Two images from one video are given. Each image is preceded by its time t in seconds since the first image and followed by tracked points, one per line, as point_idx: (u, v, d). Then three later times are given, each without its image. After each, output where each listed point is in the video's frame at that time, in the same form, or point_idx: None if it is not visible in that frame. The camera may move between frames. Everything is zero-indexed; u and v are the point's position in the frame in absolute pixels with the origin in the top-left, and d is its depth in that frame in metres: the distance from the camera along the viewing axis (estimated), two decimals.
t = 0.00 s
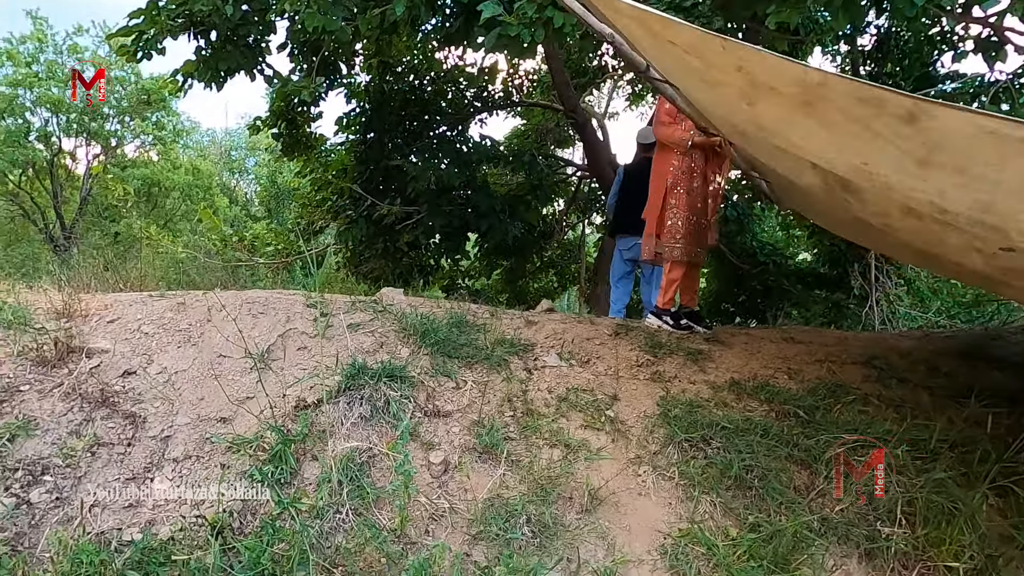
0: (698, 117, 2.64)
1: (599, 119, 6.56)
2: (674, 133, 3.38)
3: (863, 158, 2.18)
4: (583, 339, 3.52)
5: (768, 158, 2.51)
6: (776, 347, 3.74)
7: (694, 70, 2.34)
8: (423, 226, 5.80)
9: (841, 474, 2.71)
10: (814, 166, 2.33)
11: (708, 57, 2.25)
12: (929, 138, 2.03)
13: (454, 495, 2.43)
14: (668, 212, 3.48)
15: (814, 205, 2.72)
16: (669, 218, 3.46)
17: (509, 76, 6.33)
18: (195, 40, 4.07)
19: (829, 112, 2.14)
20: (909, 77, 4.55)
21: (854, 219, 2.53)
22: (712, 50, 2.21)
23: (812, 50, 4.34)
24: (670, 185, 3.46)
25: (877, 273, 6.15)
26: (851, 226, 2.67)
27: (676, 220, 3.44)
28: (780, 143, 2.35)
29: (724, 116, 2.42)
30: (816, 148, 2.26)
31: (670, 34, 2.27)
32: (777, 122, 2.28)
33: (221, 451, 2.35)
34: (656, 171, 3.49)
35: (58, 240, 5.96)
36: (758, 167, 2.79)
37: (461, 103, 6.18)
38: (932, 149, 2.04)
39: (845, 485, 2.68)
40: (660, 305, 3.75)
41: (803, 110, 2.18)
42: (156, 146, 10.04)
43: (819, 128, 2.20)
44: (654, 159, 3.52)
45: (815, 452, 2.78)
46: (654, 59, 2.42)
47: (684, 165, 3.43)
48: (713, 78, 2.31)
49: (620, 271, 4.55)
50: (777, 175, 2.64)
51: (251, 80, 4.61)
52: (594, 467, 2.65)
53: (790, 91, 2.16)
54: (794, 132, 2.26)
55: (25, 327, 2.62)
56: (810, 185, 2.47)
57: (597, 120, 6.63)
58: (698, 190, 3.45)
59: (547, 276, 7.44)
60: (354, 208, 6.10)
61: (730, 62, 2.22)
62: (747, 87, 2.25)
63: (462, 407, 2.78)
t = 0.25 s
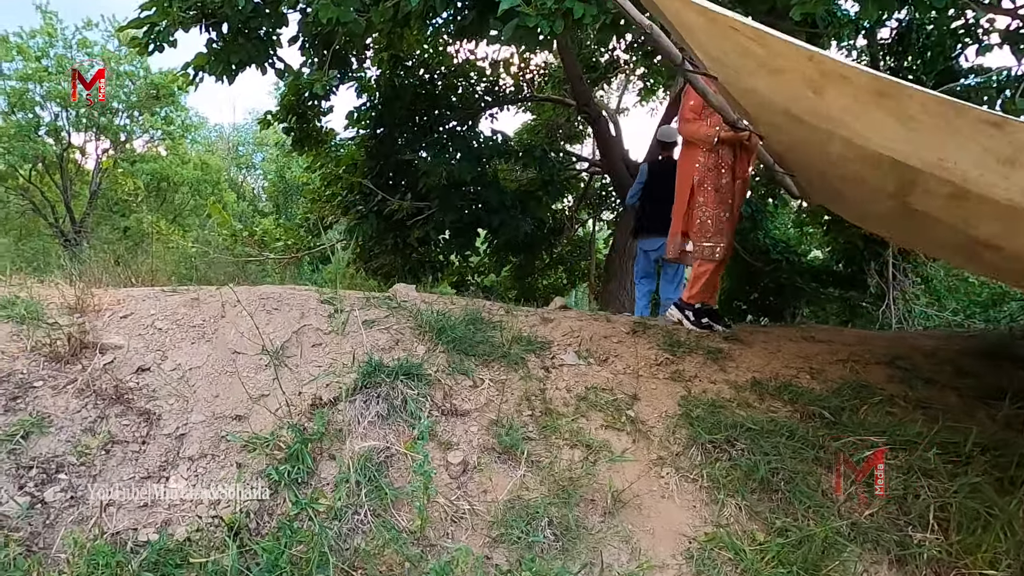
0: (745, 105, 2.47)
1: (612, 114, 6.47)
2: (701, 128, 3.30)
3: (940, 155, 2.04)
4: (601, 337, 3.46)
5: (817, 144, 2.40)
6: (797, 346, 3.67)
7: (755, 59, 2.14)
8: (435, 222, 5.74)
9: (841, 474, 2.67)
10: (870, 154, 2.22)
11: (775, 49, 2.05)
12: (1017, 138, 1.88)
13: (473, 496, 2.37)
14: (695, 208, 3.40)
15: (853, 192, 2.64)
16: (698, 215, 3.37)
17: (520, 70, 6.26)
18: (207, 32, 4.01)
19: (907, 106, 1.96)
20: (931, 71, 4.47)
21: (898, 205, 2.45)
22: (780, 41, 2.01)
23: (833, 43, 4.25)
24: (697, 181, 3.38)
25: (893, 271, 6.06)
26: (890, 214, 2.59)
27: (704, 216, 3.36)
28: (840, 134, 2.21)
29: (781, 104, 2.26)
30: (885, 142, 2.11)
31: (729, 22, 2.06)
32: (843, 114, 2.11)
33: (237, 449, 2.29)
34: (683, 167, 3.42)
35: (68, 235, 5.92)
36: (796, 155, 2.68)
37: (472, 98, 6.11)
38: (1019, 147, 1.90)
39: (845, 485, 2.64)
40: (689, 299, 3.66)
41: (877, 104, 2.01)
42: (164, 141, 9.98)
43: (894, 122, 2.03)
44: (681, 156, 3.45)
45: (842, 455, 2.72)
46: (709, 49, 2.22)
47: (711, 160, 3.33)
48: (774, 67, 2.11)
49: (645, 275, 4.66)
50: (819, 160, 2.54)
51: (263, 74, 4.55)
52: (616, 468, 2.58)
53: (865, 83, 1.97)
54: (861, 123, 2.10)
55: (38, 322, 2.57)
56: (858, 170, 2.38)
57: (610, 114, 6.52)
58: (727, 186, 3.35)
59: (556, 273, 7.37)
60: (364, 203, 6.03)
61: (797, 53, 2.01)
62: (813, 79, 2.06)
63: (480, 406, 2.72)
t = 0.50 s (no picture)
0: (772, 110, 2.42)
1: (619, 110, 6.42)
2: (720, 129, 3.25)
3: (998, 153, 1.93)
4: (615, 336, 3.41)
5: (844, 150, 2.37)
6: (813, 345, 3.62)
7: (789, 60, 2.08)
8: (442, 219, 5.68)
9: (843, 475, 2.62)
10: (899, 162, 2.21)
11: (812, 47, 1.96)
12: None
13: (490, 498, 2.32)
14: (719, 209, 3.36)
15: (877, 198, 2.62)
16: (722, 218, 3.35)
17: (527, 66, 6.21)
18: (213, 27, 3.96)
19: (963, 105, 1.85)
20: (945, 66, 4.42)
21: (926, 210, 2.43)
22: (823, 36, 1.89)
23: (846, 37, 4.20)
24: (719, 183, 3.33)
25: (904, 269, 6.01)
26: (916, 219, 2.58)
27: (729, 219, 3.34)
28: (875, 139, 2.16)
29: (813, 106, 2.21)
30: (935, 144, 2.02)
31: (765, 17, 1.96)
32: (880, 116, 2.05)
33: (250, 451, 2.24)
34: (702, 169, 3.37)
35: (71, 233, 5.86)
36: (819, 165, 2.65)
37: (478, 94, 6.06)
38: None
39: (846, 488, 2.58)
40: (728, 306, 3.57)
41: (928, 103, 1.90)
42: (167, 138, 9.91)
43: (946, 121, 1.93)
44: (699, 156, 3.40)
45: (865, 455, 2.68)
46: (739, 49, 2.17)
47: (731, 159, 3.31)
48: (811, 66, 2.03)
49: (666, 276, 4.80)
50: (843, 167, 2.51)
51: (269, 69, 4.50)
52: (634, 470, 2.53)
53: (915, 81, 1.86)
54: (909, 125, 2.01)
55: (46, 321, 2.52)
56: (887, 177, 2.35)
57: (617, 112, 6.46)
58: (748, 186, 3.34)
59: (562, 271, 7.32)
60: (370, 200, 5.98)
61: (838, 49, 1.90)
62: (856, 78, 1.97)
63: (495, 406, 2.67)
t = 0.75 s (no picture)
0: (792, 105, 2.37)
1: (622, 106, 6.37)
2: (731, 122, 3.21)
3: None
4: (624, 333, 3.37)
5: (862, 151, 2.36)
6: (823, 343, 3.59)
7: (837, 29, 2.10)
8: (445, 216, 5.64)
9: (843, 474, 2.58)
10: (920, 163, 2.26)
11: (865, 12, 2.03)
12: None
13: (503, 498, 2.28)
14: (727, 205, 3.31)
15: (879, 207, 2.56)
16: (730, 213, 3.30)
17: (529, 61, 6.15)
18: (214, 21, 3.90)
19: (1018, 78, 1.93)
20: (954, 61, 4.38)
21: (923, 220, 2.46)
22: None
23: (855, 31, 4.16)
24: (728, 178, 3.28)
25: (909, 266, 5.98)
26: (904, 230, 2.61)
27: (737, 214, 3.29)
28: (908, 130, 2.19)
29: (846, 90, 2.22)
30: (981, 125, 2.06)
31: None
32: (924, 93, 2.10)
33: (258, 451, 2.20)
34: (712, 163, 3.32)
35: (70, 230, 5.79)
36: (820, 172, 2.62)
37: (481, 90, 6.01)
38: None
39: (846, 487, 2.53)
40: (737, 304, 3.53)
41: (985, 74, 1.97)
42: (165, 134, 9.83)
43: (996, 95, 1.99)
44: (708, 150, 3.34)
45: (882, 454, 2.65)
46: (783, 18, 2.16)
47: (741, 154, 3.27)
48: (862, 36, 2.07)
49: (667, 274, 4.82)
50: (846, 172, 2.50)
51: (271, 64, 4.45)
52: (647, 469, 2.49)
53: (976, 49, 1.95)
54: (959, 101, 2.05)
55: (48, 319, 2.47)
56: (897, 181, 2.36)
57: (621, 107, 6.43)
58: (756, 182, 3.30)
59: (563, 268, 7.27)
60: (372, 197, 5.93)
61: (896, 14, 2.00)
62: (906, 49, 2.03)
63: (505, 405, 2.63)
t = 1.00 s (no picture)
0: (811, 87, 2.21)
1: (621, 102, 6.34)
2: (736, 117, 3.16)
3: None
4: (629, 330, 3.32)
5: (878, 136, 2.11)
6: (830, 340, 3.54)
7: None
8: (445, 212, 5.58)
9: (843, 473, 2.53)
10: (949, 143, 1.96)
11: None
12: None
13: (510, 499, 2.23)
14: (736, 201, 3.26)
15: (888, 204, 2.28)
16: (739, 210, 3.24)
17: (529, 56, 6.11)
18: (211, 13, 3.83)
19: None
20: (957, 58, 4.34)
21: (945, 219, 2.15)
22: None
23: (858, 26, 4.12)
24: (736, 174, 3.24)
25: (911, 263, 5.95)
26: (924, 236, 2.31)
27: (746, 210, 3.24)
28: (948, 100, 1.89)
29: (891, 49, 1.94)
30: None
31: None
32: (996, 42, 1.76)
33: (259, 451, 2.15)
34: (718, 160, 3.28)
35: (65, 225, 5.72)
36: (824, 166, 2.40)
37: (480, 85, 5.95)
38: None
39: (846, 486, 2.49)
40: (742, 303, 3.46)
41: None
42: (162, 130, 9.77)
43: None
44: (714, 147, 3.29)
45: (893, 453, 2.61)
46: None
47: (748, 148, 3.21)
48: None
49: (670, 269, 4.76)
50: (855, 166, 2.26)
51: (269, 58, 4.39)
52: (656, 469, 2.45)
53: None
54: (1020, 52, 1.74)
55: (43, 316, 2.42)
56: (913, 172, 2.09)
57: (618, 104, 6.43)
58: (765, 177, 3.25)
59: (563, 265, 7.22)
60: (371, 192, 5.87)
61: None
62: None
63: (510, 404, 2.58)
